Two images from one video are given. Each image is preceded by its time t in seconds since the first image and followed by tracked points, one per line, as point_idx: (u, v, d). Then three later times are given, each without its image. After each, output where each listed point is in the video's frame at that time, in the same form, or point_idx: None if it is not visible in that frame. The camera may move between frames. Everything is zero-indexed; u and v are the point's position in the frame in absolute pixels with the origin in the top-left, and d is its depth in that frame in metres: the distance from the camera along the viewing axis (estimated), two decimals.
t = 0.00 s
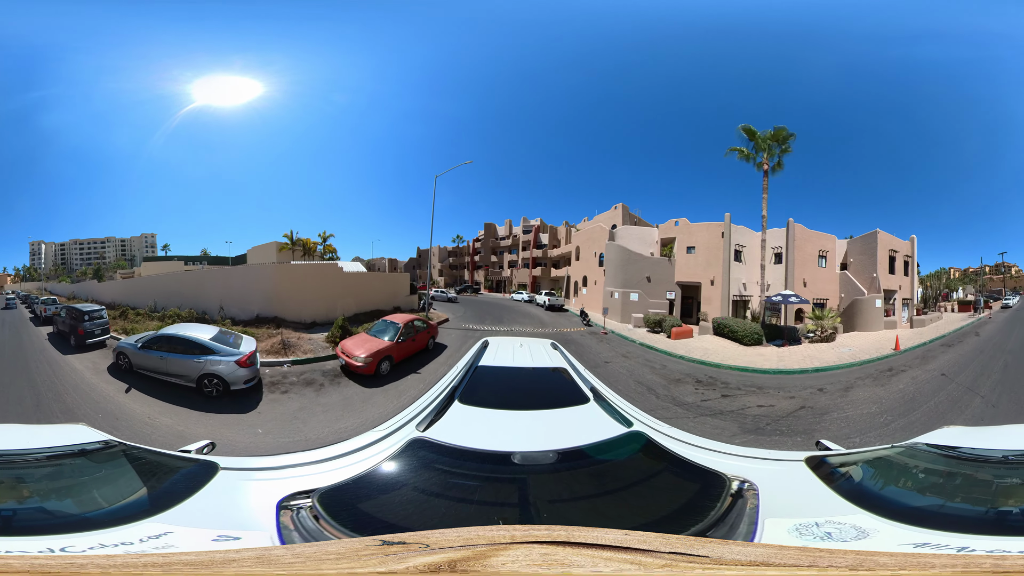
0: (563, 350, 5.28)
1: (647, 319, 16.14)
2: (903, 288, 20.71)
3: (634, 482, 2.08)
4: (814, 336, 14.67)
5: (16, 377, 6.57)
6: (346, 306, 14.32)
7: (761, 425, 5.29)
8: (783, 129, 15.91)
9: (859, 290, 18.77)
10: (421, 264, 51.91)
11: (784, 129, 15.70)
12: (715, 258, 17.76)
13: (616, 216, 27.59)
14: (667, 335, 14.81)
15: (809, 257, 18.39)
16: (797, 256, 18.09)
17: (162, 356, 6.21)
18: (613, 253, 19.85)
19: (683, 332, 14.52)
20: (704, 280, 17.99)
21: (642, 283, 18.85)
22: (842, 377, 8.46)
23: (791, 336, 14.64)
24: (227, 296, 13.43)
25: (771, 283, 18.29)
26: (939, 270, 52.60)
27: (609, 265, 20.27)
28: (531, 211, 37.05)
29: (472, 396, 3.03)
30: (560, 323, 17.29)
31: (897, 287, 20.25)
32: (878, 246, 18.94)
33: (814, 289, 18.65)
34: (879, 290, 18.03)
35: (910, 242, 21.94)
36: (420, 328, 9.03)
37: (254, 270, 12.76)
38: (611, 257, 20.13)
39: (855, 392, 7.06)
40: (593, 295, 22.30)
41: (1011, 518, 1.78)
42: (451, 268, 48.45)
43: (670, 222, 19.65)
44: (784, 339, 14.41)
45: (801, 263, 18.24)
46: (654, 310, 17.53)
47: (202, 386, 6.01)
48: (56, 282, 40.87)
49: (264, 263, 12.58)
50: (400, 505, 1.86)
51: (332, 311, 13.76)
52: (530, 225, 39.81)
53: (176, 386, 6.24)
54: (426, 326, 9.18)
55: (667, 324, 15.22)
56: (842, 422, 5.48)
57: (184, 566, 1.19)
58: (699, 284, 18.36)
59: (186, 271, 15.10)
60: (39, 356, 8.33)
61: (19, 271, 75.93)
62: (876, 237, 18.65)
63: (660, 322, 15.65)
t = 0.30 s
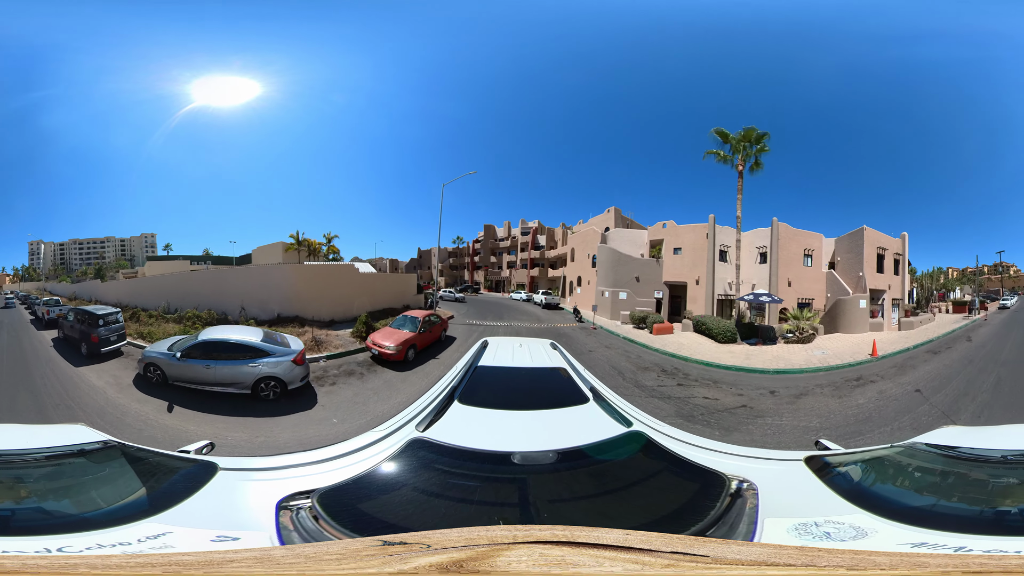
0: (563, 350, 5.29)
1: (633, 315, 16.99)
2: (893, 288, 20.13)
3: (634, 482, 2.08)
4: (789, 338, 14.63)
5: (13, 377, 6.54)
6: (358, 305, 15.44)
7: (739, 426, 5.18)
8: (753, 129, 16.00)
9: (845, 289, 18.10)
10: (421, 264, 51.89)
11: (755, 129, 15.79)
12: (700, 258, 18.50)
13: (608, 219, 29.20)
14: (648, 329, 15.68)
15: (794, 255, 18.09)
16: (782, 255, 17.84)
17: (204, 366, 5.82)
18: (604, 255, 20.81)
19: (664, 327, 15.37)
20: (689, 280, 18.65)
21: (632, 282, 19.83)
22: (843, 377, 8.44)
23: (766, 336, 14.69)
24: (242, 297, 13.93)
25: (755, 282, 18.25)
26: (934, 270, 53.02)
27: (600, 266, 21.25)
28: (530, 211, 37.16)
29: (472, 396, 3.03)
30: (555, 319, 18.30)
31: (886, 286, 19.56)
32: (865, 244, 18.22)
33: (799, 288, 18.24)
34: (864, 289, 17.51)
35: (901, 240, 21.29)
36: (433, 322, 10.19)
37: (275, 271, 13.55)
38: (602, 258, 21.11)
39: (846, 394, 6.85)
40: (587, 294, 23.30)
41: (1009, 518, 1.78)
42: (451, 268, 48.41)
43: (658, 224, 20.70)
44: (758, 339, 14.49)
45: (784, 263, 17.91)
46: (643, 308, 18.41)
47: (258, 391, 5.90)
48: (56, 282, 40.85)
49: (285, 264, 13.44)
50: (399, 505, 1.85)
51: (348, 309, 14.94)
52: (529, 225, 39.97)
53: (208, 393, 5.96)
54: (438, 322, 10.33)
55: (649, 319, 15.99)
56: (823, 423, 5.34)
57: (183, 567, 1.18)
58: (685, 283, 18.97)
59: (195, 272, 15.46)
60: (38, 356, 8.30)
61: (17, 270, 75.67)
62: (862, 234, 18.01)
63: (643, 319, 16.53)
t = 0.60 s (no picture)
0: (563, 350, 5.29)
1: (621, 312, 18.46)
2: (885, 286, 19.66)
3: (634, 482, 2.09)
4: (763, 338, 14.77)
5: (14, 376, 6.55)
6: (371, 304, 16.00)
7: (694, 422, 5.30)
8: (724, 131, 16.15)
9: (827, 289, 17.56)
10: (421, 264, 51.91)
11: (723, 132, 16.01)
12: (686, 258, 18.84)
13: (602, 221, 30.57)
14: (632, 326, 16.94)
15: (778, 254, 17.65)
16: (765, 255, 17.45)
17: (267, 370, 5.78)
18: (596, 257, 22.23)
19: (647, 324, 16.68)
20: (675, 280, 19.05)
21: (621, 282, 21.27)
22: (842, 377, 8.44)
23: (739, 333, 15.43)
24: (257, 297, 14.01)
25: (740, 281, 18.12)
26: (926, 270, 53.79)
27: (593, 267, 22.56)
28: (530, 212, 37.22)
29: (472, 396, 3.04)
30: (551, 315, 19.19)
31: (875, 285, 18.88)
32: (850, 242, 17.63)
33: (784, 287, 17.76)
34: (847, 289, 17.01)
35: (891, 237, 20.49)
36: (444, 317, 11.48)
37: (294, 271, 13.76)
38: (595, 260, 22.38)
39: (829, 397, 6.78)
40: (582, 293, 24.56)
41: (1008, 518, 1.79)
42: (451, 269, 48.43)
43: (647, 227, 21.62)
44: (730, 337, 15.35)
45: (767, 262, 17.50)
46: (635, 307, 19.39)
47: (320, 385, 6.26)
48: (56, 282, 40.81)
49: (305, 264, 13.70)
50: (399, 505, 1.85)
51: (364, 307, 15.51)
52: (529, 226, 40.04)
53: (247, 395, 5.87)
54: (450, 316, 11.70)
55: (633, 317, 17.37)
56: (776, 421, 5.45)
57: (184, 567, 1.18)
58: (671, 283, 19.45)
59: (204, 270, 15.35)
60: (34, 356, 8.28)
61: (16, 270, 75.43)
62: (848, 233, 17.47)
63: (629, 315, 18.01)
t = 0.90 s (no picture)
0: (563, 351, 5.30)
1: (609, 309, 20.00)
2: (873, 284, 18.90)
3: (634, 482, 2.08)
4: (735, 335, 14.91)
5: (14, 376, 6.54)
6: (388, 301, 16.84)
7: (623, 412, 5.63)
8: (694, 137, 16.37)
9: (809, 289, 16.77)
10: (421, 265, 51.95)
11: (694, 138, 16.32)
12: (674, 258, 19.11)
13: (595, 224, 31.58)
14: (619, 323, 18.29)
15: (760, 254, 16.95)
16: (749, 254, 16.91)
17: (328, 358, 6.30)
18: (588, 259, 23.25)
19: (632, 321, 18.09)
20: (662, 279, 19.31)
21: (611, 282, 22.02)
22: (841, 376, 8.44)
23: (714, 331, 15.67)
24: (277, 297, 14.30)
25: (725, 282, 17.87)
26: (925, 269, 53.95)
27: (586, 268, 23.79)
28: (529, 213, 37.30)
29: (472, 396, 3.04)
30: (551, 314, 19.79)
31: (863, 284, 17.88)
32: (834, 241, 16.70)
33: (767, 287, 17.05)
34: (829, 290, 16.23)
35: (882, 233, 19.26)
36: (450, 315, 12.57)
37: (317, 273, 14.23)
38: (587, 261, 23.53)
39: (810, 400, 6.47)
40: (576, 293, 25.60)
41: (1008, 518, 1.78)
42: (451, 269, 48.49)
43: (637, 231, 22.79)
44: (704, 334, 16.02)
45: (750, 262, 16.88)
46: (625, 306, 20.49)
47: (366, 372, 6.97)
48: (57, 282, 40.75)
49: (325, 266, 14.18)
50: (398, 505, 1.85)
51: (379, 304, 16.33)
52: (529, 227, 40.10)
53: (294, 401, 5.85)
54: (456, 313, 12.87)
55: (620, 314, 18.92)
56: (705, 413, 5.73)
57: (182, 567, 1.18)
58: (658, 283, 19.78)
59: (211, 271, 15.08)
60: (32, 356, 8.25)
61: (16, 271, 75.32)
62: (836, 229, 16.58)
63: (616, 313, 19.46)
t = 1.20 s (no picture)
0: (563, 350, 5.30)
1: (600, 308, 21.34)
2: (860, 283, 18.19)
3: (633, 481, 2.09)
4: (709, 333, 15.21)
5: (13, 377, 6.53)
6: (400, 300, 17.69)
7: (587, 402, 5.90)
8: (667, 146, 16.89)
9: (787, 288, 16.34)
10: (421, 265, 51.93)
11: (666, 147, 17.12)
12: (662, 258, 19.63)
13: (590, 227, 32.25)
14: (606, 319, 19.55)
15: (740, 255, 16.85)
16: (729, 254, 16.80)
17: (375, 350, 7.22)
18: (582, 259, 24.25)
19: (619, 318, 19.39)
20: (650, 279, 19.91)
21: (603, 282, 22.91)
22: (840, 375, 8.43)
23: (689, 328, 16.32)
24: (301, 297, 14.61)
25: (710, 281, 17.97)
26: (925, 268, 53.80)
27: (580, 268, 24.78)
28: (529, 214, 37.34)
29: (471, 396, 3.04)
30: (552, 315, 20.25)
31: (847, 283, 17.13)
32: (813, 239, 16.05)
33: (750, 287, 16.92)
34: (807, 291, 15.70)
35: (868, 229, 18.27)
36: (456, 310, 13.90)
37: (338, 274, 14.78)
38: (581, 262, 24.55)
39: (798, 399, 6.56)
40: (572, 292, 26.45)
41: (1005, 518, 1.79)
42: (451, 269, 48.49)
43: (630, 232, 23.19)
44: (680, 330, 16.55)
45: (733, 262, 16.83)
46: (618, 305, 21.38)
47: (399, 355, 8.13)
48: (54, 283, 40.59)
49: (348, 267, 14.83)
50: (398, 506, 1.85)
51: (393, 303, 17.22)
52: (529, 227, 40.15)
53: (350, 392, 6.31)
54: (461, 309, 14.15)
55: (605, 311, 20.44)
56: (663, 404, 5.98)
57: (183, 567, 1.18)
58: (647, 283, 20.36)
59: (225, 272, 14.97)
60: (32, 356, 8.24)
61: (16, 271, 75.20)
62: (817, 227, 15.93)
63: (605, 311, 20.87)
